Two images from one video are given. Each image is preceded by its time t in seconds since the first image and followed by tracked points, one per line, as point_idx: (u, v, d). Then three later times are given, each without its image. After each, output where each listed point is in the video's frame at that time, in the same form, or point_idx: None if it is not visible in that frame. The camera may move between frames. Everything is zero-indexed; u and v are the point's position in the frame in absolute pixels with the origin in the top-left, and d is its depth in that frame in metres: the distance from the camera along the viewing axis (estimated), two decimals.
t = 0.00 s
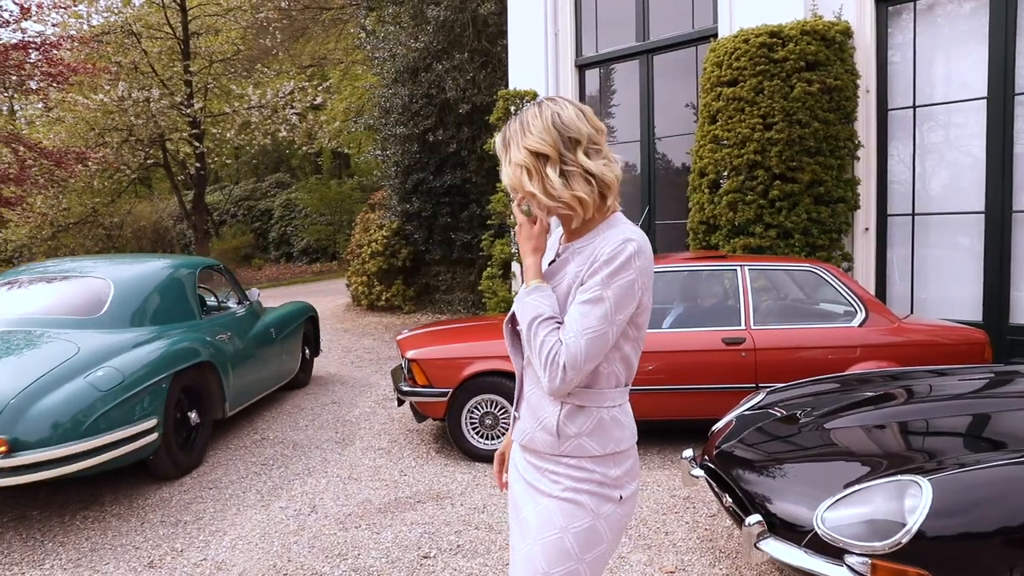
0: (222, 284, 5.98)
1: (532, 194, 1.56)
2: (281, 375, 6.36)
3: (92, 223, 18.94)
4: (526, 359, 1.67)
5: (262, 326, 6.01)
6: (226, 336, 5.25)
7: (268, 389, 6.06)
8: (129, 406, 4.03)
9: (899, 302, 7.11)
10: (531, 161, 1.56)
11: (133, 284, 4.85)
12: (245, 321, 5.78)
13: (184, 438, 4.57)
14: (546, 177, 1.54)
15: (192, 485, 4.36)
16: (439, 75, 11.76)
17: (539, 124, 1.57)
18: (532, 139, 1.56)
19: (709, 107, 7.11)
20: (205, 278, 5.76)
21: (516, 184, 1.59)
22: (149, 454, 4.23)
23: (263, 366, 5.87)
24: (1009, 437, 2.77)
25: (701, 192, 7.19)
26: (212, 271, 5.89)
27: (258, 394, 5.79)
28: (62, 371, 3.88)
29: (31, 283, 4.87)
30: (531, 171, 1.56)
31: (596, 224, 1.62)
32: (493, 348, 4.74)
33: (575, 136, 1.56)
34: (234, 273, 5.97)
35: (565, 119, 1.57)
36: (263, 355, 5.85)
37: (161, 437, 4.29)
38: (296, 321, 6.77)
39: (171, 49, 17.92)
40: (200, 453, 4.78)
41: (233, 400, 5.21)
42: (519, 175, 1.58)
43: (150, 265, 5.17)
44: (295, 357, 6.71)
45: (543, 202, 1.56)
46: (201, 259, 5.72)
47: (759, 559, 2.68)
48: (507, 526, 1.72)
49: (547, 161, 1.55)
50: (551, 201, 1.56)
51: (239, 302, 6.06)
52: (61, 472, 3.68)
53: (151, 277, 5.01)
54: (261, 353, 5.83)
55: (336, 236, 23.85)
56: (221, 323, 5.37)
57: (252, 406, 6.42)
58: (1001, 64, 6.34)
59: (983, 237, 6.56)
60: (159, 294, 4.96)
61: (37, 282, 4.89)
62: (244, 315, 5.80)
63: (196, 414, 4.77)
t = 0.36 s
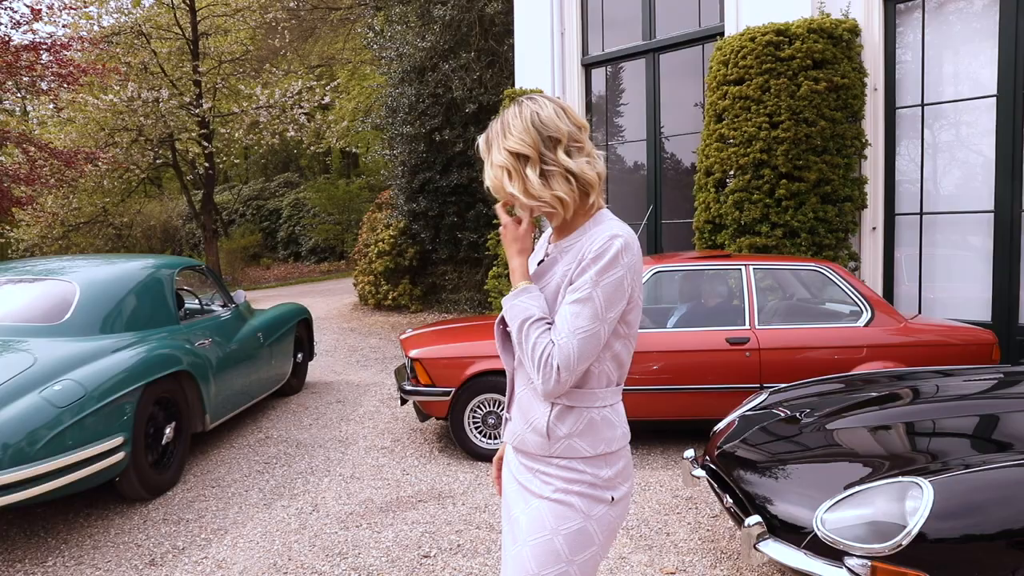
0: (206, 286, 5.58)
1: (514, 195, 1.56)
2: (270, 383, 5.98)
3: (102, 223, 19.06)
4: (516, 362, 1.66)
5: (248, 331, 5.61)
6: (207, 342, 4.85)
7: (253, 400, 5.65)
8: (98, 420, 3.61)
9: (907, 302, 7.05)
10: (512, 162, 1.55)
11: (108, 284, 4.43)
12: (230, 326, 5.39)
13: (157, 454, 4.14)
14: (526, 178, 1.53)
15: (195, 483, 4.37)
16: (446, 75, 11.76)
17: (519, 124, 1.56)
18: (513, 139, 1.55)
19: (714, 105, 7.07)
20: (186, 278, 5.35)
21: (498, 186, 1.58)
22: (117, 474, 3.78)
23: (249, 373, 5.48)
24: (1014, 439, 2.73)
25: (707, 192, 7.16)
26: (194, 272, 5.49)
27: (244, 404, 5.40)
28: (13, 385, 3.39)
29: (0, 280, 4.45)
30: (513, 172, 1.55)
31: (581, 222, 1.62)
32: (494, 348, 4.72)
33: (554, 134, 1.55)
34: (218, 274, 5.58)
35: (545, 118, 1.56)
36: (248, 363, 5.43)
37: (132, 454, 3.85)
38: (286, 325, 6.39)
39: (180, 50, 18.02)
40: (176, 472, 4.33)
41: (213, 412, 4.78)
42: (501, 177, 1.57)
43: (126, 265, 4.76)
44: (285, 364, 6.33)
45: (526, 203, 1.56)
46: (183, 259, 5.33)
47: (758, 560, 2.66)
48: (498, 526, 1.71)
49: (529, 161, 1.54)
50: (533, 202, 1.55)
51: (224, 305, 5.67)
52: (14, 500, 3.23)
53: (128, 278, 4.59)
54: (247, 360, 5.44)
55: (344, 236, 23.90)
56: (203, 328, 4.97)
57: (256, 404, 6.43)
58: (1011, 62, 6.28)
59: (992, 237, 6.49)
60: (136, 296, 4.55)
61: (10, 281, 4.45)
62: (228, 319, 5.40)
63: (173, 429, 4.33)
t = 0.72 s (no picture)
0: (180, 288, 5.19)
1: (497, 193, 1.55)
2: (251, 392, 5.59)
3: (104, 224, 19.09)
4: (501, 362, 1.65)
5: (226, 338, 5.22)
6: (179, 350, 4.47)
7: (231, 411, 5.25)
8: (53, 438, 3.25)
9: (906, 301, 7.03)
10: (495, 161, 1.55)
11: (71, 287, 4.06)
12: (205, 332, 4.99)
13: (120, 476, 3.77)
14: (509, 176, 1.53)
15: (192, 482, 4.37)
16: (446, 75, 11.77)
17: (503, 123, 1.56)
18: (497, 138, 1.55)
19: (713, 104, 7.06)
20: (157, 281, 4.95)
21: (482, 184, 1.58)
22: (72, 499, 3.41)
23: (226, 384, 5.08)
24: (1009, 439, 2.72)
25: (705, 191, 7.15)
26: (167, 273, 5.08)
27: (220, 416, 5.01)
28: None
29: None
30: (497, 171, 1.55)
31: (564, 221, 1.61)
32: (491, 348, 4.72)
33: (538, 133, 1.55)
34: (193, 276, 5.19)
35: (531, 118, 1.56)
36: (226, 372, 5.07)
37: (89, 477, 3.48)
38: (269, 330, 6.00)
39: (182, 50, 18.07)
40: (143, 494, 3.96)
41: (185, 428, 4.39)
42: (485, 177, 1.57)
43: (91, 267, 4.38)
44: (267, 371, 5.94)
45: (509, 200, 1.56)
46: (154, 261, 4.92)
47: (750, 560, 2.65)
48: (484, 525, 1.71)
49: (512, 160, 1.54)
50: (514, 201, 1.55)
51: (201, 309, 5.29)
52: None
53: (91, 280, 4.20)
54: (224, 369, 5.05)
55: (346, 236, 23.90)
56: (174, 336, 4.58)
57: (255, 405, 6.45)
58: (1010, 60, 6.27)
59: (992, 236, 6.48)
60: (102, 300, 4.18)
61: None
62: (205, 325, 5.03)
63: (137, 447, 3.95)
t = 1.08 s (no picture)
0: (154, 291, 4.86)
1: (505, 179, 1.55)
2: (235, 398, 5.31)
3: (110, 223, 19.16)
4: (480, 358, 1.67)
5: (205, 342, 4.91)
6: (151, 357, 4.16)
7: (216, 417, 5.01)
8: None
9: (906, 301, 7.02)
10: (507, 149, 1.55)
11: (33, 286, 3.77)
12: (182, 337, 4.68)
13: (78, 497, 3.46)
14: (524, 163, 1.54)
15: (190, 480, 4.41)
16: (448, 74, 11.80)
17: (514, 114, 1.57)
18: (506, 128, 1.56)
19: (712, 104, 7.06)
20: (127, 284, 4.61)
21: (486, 171, 1.56)
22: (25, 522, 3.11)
23: (206, 391, 4.78)
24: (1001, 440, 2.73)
25: (705, 191, 7.14)
26: (140, 276, 4.74)
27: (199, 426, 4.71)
28: None
29: None
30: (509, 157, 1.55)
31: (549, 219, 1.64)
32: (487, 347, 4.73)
33: (546, 129, 1.59)
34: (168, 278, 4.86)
35: (539, 115, 1.59)
36: (206, 379, 4.78)
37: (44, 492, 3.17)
38: (252, 334, 5.69)
39: (187, 51, 18.13)
40: (106, 518, 3.63)
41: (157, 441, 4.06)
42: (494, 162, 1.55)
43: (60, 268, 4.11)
44: (252, 376, 5.64)
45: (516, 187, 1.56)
46: (121, 263, 4.60)
47: (737, 559, 2.67)
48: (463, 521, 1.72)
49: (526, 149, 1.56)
50: (523, 188, 1.56)
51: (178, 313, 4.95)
52: None
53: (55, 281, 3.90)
54: (203, 376, 4.75)
55: (350, 236, 23.93)
56: (147, 342, 4.27)
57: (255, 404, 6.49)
58: (1011, 59, 6.25)
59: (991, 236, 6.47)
60: (72, 300, 3.93)
61: None
62: (182, 329, 4.74)
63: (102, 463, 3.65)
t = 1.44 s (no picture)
0: (143, 290, 4.74)
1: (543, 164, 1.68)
2: (229, 401, 5.13)
3: (126, 221, 19.37)
4: (477, 346, 1.71)
5: (197, 345, 4.72)
6: (133, 361, 3.97)
7: (210, 420, 4.87)
8: None
9: (915, 299, 7.00)
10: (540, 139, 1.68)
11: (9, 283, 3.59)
12: (171, 340, 4.50)
13: (46, 512, 3.26)
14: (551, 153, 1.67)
15: (200, 471, 4.50)
16: (459, 74, 11.91)
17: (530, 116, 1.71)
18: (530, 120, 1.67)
19: (719, 103, 7.07)
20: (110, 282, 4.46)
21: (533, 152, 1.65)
22: None
23: (195, 396, 4.59)
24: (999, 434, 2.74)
25: (713, 189, 7.15)
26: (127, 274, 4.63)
27: (187, 433, 4.52)
28: None
29: None
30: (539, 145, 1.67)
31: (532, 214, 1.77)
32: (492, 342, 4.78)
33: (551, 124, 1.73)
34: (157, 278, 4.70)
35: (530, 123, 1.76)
36: (194, 384, 4.59)
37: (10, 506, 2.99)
38: (249, 335, 5.50)
39: (202, 51, 18.33)
40: (81, 531, 3.44)
41: (137, 451, 3.86)
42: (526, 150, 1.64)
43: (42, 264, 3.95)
44: (247, 380, 5.45)
45: (537, 175, 1.67)
46: (106, 261, 4.45)
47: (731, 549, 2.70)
48: (461, 506, 1.77)
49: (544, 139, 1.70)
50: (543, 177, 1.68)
51: (168, 314, 4.78)
52: None
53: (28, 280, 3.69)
54: (192, 381, 4.56)
55: (363, 234, 24.09)
56: (132, 345, 4.08)
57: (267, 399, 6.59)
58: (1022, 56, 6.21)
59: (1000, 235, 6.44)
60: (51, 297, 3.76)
61: None
62: (169, 330, 4.54)
63: (74, 476, 3.44)
